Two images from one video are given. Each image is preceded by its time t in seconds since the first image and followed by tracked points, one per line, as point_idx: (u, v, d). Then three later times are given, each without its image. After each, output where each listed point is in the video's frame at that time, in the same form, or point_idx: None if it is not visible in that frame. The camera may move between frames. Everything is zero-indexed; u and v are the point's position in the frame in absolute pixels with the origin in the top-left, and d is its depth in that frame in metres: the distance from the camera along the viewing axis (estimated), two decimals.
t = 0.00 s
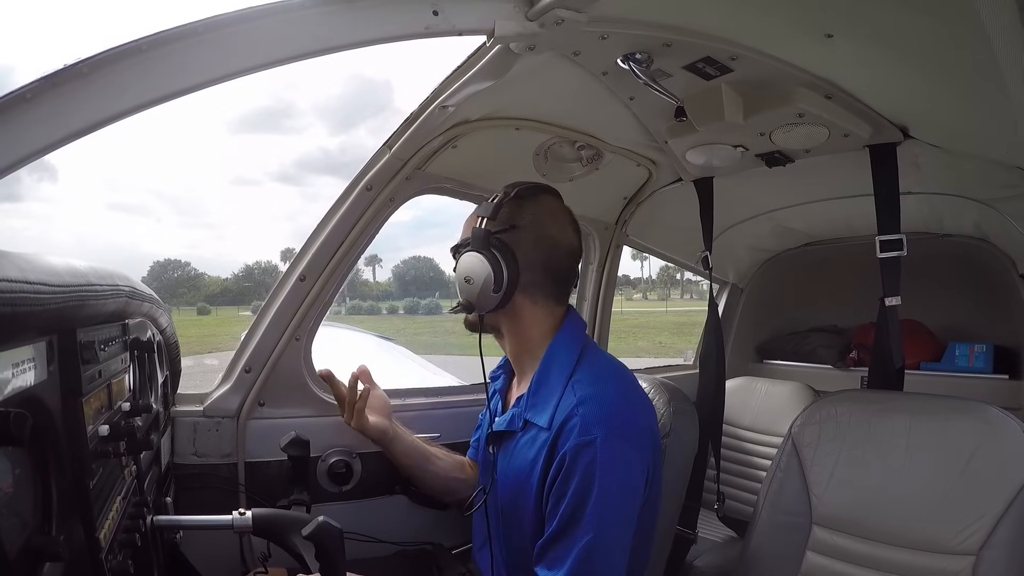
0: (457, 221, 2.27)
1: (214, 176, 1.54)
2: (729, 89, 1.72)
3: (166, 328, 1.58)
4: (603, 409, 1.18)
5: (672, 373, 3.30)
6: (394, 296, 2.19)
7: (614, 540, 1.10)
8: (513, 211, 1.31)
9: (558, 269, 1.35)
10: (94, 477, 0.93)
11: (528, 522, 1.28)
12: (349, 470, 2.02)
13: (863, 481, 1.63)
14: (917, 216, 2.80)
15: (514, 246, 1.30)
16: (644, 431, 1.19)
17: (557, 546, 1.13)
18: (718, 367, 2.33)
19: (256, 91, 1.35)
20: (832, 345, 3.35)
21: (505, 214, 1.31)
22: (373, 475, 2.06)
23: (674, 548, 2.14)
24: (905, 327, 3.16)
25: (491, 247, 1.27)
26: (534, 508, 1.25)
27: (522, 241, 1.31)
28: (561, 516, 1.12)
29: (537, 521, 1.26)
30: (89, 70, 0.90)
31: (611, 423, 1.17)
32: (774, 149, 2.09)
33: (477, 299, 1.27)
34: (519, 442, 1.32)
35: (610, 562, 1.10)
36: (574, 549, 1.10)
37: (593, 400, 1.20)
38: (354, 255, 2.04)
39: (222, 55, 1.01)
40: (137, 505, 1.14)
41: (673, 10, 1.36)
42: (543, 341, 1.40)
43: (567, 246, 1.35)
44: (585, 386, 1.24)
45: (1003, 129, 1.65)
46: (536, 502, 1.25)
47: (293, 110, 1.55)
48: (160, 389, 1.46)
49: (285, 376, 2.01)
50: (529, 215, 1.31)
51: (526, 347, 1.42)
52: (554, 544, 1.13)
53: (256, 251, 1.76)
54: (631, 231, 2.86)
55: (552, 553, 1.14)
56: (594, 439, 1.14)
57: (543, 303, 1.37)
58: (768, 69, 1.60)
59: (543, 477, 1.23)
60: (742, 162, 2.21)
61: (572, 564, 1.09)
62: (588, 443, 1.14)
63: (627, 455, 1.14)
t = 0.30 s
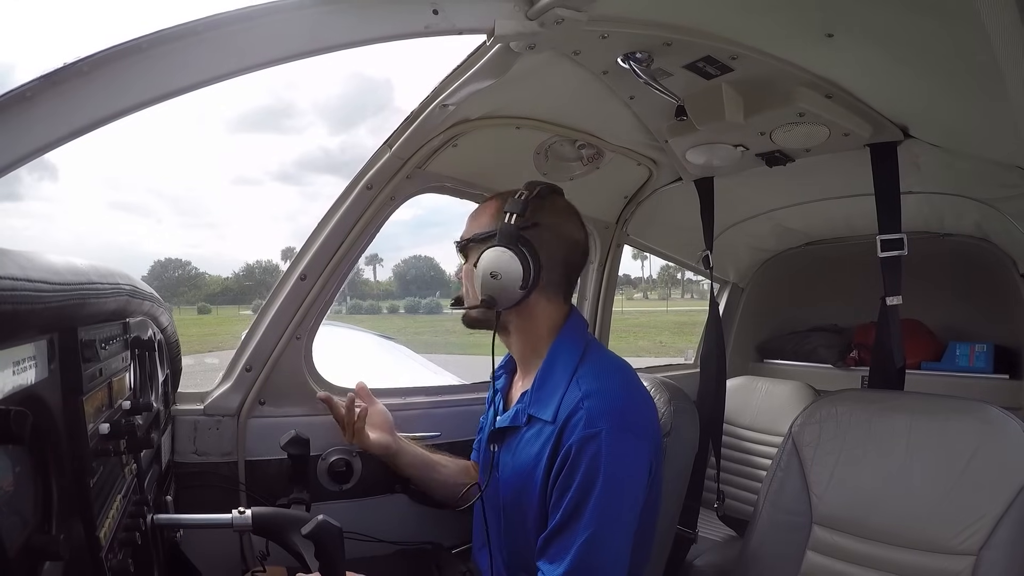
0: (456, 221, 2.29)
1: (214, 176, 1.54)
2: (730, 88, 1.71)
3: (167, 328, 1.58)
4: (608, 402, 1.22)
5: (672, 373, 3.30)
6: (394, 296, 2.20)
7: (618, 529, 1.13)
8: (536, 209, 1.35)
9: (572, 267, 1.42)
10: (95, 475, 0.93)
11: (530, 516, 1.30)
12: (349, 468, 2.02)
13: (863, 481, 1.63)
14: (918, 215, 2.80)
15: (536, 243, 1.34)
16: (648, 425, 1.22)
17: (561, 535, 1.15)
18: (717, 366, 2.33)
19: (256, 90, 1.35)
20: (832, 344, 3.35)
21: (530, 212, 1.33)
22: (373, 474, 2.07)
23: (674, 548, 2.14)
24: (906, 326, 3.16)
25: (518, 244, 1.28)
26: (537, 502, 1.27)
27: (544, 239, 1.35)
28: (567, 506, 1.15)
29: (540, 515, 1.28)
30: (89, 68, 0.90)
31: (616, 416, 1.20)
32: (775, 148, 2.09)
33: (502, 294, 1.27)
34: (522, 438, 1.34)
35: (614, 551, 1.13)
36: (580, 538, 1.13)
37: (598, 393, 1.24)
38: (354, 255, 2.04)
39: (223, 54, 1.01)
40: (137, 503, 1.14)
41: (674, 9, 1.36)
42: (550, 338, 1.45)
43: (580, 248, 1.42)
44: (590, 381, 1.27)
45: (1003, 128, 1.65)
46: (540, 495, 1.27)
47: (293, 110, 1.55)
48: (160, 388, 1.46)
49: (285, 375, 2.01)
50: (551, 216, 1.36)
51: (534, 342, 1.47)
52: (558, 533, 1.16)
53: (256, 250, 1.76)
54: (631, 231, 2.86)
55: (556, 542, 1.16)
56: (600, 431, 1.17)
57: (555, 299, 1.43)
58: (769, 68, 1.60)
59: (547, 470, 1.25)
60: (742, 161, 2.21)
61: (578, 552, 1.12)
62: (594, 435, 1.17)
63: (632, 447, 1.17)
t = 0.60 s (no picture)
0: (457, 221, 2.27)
1: (214, 175, 1.54)
2: (731, 88, 1.71)
3: (166, 328, 1.58)
4: (619, 401, 1.30)
5: (672, 373, 3.30)
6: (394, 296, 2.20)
7: (628, 520, 1.21)
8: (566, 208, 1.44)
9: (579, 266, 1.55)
10: (95, 478, 0.93)
11: (536, 513, 1.35)
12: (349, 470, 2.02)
13: (862, 481, 1.63)
14: (918, 215, 2.80)
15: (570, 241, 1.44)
16: (656, 425, 1.31)
17: (572, 524, 1.21)
18: (718, 366, 2.32)
19: (257, 89, 1.35)
20: (832, 344, 3.35)
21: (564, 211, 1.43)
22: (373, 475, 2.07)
23: (674, 549, 2.14)
24: (905, 326, 3.16)
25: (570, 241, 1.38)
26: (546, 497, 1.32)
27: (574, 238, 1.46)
28: (580, 495, 1.21)
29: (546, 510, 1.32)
30: (88, 67, 0.90)
31: (627, 413, 1.28)
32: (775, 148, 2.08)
33: (555, 295, 1.36)
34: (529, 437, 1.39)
35: (623, 540, 1.20)
36: (592, 526, 1.20)
37: (610, 392, 1.32)
38: (354, 254, 2.04)
39: (224, 54, 1.01)
40: (137, 505, 1.14)
41: (675, 9, 1.36)
42: (557, 344, 1.52)
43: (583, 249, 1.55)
44: (600, 381, 1.34)
45: (1004, 129, 1.65)
46: (549, 491, 1.32)
47: (293, 109, 1.55)
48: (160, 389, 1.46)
49: (285, 376, 2.01)
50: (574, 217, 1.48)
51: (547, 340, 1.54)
52: (570, 522, 1.22)
53: (256, 250, 1.76)
54: (631, 230, 2.86)
55: (568, 531, 1.22)
56: (613, 426, 1.25)
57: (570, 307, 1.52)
58: (770, 68, 1.59)
59: (557, 465, 1.31)
60: (742, 161, 2.21)
61: (590, 538, 1.19)
62: (606, 430, 1.25)
63: (642, 443, 1.25)
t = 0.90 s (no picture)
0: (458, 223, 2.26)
1: (214, 176, 1.54)
2: (730, 89, 1.72)
3: (166, 329, 1.58)
4: (639, 391, 1.48)
5: (671, 373, 3.30)
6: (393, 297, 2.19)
7: (645, 491, 1.38)
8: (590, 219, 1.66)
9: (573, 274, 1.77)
10: (94, 478, 0.93)
11: (546, 492, 1.47)
12: (349, 470, 2.03)
13: (861, 481, 1.63)
14: (917, 216, 2.80)
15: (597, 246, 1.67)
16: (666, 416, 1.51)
17: (596, 493, 1.36)
18: (717, 367, 2.33)
19: (257, 90, 1.34)
20: (831, 345, 3.36)
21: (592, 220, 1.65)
22: (373, 475, 2.07)
23: (674, 549, 2.13)
24: (905, 327, 3.16)
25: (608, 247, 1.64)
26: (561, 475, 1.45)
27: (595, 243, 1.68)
28: (605, 466, 1.38)
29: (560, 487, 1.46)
30: (89, 68, 0.90)
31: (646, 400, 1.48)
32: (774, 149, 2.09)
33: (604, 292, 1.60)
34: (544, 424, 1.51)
35: (638, 508, 1.38)
36: (615, 493, 1.36)
37: (630, 381, 1.51)
38: (354, 255, 2.04)
39: (224, 55, 1.01)
40: (137, 505, 1.14)
41: (674, 10, 1.36)
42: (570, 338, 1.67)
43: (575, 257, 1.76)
44: (618, 375, 1.53)
45: (1003, 129, 1.66)
46: (567, 470, 1.46)
47: (292, 110, 1.54)
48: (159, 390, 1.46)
49: (285, 376, 2.01)
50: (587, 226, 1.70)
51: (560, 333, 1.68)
52: (594, 491, 1.36)
53: (256, 251, 1.76)
54: (631, 231, 2.86)
55: (590, 499, 1.36)
56: (635, 410, 1.43)
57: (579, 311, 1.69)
58: (769, 69, 1.60)
59: (576, 446, 1.46)
60: (741, 162, 2.21)
61: (613, 504, 1.35)
62: (630, 412, 1.43)
63: (662, 424, 1.45)
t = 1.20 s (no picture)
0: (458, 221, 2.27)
1: (214, 176, 1.54)
2: (730, 89, 1.72)
3: (167, 328, 1.58)
4: (640, 388, 1.50)
5: (672, 373, 3.31)
6: (394, 297, 2.20)
7: (646, 485, 1.40)
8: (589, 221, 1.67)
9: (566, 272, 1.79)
10: (95, 477, 0.93)
11: (547, 489, 1.47)
12: (349, 469, 2.03)
13: (861, 482, 1.63)
14: (917, 216, 2.80)
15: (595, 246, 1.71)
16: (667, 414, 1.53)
17: (597, 485, 1.37)
18: (717, 367, 2.33)
19: (257, 91, 1.35)
20: (832, 344, 3.36)
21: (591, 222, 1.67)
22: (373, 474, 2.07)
23: (674, 548, 2.14)
24: (905, 327, 3.16)
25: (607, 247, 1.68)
26: (563, 471, 1.46)
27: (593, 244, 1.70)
28: (606, 459, 1.39)
29: (562, 482, 1.46)
30: (88, 69, 0.90)
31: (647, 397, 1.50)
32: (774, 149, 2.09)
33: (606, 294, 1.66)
34: (546, 422, 1.51)
35: (638, 501, 1.39)
36: (616, 486, 1.37)
37: (631, 378, 1.53)
38: (354, 254, 2.04)
39: (223, 56, 1.01)
40: (137, 504, 1.14)
41: (672, 10, 1.36)
42: (570, 341, 1.68)
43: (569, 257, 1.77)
44: (619, 373, 1.55)
45: (1003, 129, 1.65)
46: (569, 466, 1.47)
47: (292, 110, 1.55)
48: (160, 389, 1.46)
49: (285, 375, 2.01)
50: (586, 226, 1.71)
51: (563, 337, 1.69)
52: (595, 483, 1.37)
53: (256, 251, 1.76)
54: (631, 231, 2.86)
55: (590, 491, 1.37)
56: (636, 405, 1.45)
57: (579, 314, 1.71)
58: (769, 69, 1.60)
59: (578, 442, 1.47)
60: (741, 162, 2.21)
61: (613, 496, 1.36)
62: (631, 408, 1.45)
63: (662, 420, 1.47)
